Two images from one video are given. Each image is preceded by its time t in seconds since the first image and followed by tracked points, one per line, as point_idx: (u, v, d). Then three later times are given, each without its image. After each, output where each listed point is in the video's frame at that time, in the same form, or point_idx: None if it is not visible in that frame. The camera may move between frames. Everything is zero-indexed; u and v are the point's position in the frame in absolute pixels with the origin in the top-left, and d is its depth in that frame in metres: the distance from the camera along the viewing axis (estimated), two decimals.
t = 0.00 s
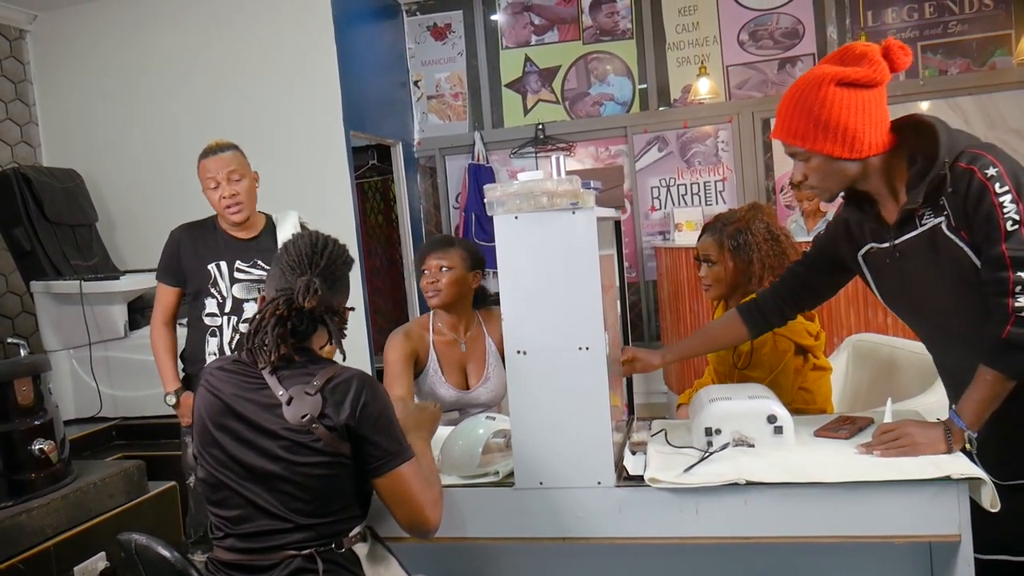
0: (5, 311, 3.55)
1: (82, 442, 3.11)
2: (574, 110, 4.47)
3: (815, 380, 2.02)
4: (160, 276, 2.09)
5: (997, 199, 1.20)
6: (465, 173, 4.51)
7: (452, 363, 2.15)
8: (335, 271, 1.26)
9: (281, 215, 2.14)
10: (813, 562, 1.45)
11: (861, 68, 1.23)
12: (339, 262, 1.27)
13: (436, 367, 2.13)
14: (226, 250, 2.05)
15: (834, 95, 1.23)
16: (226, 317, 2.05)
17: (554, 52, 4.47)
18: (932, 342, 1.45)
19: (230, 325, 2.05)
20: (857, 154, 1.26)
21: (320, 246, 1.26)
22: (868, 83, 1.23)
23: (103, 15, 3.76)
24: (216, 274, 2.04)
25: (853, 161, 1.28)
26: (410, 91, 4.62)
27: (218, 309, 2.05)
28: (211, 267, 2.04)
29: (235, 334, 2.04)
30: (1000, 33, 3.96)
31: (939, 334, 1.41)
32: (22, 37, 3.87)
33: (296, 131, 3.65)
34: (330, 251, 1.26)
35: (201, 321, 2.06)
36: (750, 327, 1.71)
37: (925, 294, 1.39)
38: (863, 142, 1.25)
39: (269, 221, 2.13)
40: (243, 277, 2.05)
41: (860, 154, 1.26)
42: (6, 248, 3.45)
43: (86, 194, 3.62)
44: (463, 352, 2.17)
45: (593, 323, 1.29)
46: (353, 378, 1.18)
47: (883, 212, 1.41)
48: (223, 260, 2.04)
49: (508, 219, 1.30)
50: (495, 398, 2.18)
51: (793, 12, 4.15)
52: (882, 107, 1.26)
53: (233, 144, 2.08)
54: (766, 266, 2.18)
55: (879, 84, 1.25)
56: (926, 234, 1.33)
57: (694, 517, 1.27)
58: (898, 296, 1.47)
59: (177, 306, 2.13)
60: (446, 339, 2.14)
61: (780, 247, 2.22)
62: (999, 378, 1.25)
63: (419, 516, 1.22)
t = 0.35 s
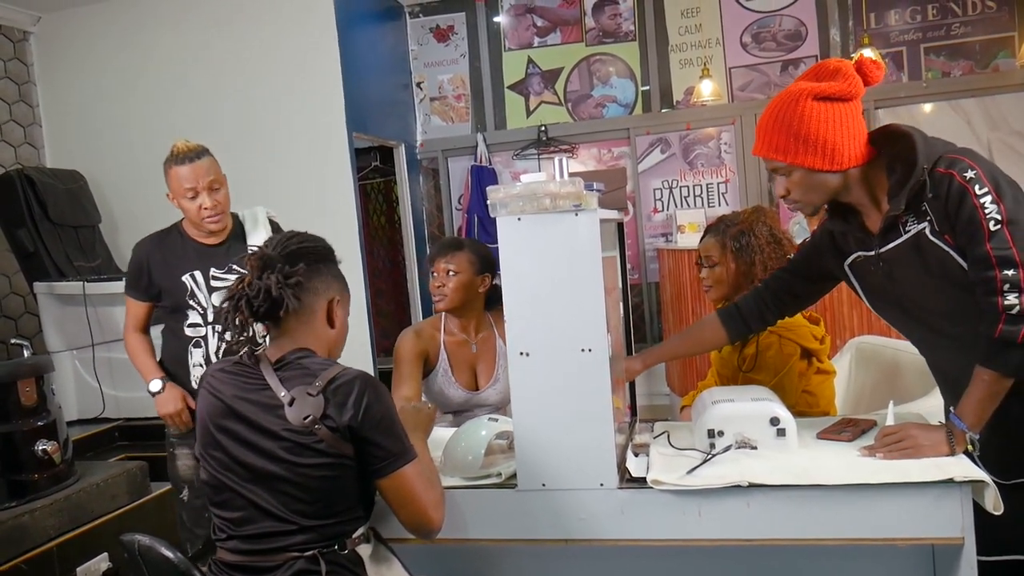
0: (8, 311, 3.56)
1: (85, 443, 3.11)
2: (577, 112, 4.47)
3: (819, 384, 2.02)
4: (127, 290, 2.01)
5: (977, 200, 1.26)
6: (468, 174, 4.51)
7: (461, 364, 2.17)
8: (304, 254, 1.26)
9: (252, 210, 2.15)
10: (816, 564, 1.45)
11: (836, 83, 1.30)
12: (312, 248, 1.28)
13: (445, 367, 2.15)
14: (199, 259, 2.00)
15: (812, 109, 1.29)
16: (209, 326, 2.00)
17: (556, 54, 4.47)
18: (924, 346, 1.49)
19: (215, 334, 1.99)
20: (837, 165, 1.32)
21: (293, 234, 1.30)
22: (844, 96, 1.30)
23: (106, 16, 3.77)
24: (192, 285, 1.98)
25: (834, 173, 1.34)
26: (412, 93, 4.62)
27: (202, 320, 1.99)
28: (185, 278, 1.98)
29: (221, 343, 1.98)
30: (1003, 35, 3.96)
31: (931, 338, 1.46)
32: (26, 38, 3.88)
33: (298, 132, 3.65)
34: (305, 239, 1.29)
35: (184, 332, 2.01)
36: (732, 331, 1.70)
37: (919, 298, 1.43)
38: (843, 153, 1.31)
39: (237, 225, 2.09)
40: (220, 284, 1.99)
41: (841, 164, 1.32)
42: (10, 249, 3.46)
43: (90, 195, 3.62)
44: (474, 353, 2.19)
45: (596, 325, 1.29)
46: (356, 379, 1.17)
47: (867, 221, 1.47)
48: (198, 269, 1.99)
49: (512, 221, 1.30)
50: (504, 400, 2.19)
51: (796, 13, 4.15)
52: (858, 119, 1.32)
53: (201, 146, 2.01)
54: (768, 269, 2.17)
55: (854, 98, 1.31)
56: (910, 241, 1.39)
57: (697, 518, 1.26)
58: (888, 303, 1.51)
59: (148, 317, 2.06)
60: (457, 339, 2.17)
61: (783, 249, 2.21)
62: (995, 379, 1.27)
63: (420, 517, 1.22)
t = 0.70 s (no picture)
0: (13, 312, 3.57)
1: (89, 443, 3.12)
2: (581, 113, 4.47)
3: (821, 386, 2.03)
4: (123, 299, 1.88)
5: (982, 203, 1.26)
6: (472, 176, 4.51)
7: (467, 365, 2.17)
8: (305, 255, 1.27)
9: (226, 214, 2.15)
10: (819, 567, 1.45)
11: (848, 79, 1.30)
12: (313, 249, 1.29)
13: (451, 368, 2.15)
14: (188, 265, 1.99)
15: (822, 104, 1.29)
16: (204, 334, 2.00)
17: (560, 55, 4.48)
18: (928, 348, 1.49)
19: (211, 342, 2.01)
20: (846, 161, 1.32)
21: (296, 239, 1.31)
22: (855, 93, 1.30)
23: (111, 17, 3.78)
24: (189, 292, 1.98)
25: (842, 170, 1.34)
26: (416, 94, 4.63)
27: (196, 327, 1.99)
28: (183, 284, 1.97)
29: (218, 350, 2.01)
30: (1008, 37, 3.96)
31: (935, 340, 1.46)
32: (31, 39, 3.89)
33: (302, 133, 3.66)
34: (306, 241, 1.30)
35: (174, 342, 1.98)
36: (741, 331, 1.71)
37: (925, 301, 1.43)
38: (851, 150, 1.32)
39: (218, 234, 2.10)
40: (213, 291, 2.01)
41: (849, 161, 1.32)
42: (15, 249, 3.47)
43: (94, 196, 3.63)
44: (479, 355, 2.19)
45: (599, 327, 1.29)
46: (359, 379, 1.17)
47: (872, 219, 1.46)
48: (193, 276, 1.99)
49: (516, 222, 1.30)
50: (508, 402, 2.18)
51: (800, 16, 4.15)
52: (868, 117, 1.33)
53: (195, 146, 1.98)
54: (767, 271, 2.17)
55: (865, 95, 1.32)
56: (913, 240, 1.38)
57: (700, 521, 1.26)
58: (892, 303, 1.51)
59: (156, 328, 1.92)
60: (463, 341, 2.18)
61: (783, 251, 2.21)
62: (1001, 382, 1.26)
63: (424, 517, 1.22)
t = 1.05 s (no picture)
0: (17, 311, 3.57)
1: (92, 441, 3.13)
2: (584, 115, 4.47)
3: (824, 388, 2.04)
4: (169, 286, 1.85)
5: (1001, 205, 1.25)
6: (475, 177, 4.52)
7: (470, 367, 2.17)
8: (313, 255, 1.27)
9: (250, 218, 2.27)
10: (822, 569, 1.44)
11: (879, 64, 1.29)
12: (320, 249, 1.29)
13: (454, 369, 2.15)
14: (220, 262, 2.01)
15: (852, 89, 1.28)
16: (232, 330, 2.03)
17: (564, 57, 4.48)
18: (938, 347, 1.49)
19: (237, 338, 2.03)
20: (874, 147, 1.31)
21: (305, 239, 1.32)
22: (885, 78, 1.29)
23: (116, 17, 3.79)
24: (219, 286, 2.00)
25: (870, 156, 1.33)
26: (420, 95, 4.64)
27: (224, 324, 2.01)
28: (214, 278, 1.99)
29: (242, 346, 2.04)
30: (1013, 40, 3.95)
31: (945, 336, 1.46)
32: (36, 39, 3.90)
33: (306, 134, 3.66)
34: (315, 241, 1.30)
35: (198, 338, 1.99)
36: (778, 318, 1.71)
37: (936, 298, 1.43)
38: (880, 136, 1.30)
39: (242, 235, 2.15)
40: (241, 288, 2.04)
41: (877, 147, 1.31)
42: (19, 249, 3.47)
43: (99, 196, 3.64)
44: (482, 356, 2.19)
45: (603, 329, 1.30)
46: (363, 378, 1.17)
47: (892, 211, 1.46)
48: (223, 272, 2.01)
49: (520, 223, 1.30)
50: (511, 403, 2.18)
51: (805, 18, 4.15)
52: (898, 103, 1.32)
53: (233, 146, 2.00)
54: (768, 274, 2.17)
55: (896, 80, 1.30)
56: (930, 236, 1.38)
57: (703, 522, 1.26)
58: (904, 297, 1.51)
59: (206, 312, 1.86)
60: (467, 342, 2.18)
61: (782, 255, 2.22)
62: (1007, 386, 1.26)
63: (427, 517, 1.22)
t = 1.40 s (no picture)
0: (19, 309, 3.58)
1: (94, 440, 3.13)
2: (587, 115, 4.48)
3: (825, 389, 2.04)
4: (202, 275, 1.85)
5: None
6: (477, 177, 4.53)
7: (473, 367, 2.17)
8: (316, 255, 1.28)
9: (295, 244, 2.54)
10: (824, 569, 1.45)
11: (913, 44, 1.29)
12: (324, 248, 1.29)
13: (456, 368, 2.16)
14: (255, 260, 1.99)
15: (887, 71, 1.29)
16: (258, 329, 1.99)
17: (567, 57, 4.48)
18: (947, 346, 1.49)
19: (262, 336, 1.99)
20: (910, 129, 1.31)
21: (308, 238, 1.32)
22: (920, 58, 1.29)
23: (120, 16, 3.79)
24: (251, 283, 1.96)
25: (906, 139, 1.34)
26: (423, 95, 4.64)
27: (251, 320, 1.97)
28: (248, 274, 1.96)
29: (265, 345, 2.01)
30: (1016, 42, 3.95)
31: (954, 335, 1.46)
32: (40, 38, 3.91)
33: (309, 133, 3.67)
34: (318, 240, 1.31)
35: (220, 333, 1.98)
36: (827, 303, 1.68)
37: (947, 292, 1.44)
38: (916, 118, 1.31)
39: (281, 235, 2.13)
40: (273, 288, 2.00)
41: (913, 129, 1.32)
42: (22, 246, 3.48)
43: (102, 194, 3.65)
44: (485, 356, 2.18)
45: (605, 329, 1.30)
46: (366, 379, 1.18)
47: (921, 197, 1.46)
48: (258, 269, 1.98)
49: (522, 224, 1.30)
50: (514, 403, 2.18)
51: (807, 19, 4.15)
52: (935, 84, 1.32)
53: (285, 152, 2.03)
54: (769, 277, 2.18)
55: (932, 60, 1.30)
56: (954, 226, 1.38)
57: (704, 522, 1.26)
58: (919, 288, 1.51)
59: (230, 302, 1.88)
60: (468, 342, 2.18)
61: (785, 256, 2.22)
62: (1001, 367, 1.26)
63: (429, 518, 1.22)
